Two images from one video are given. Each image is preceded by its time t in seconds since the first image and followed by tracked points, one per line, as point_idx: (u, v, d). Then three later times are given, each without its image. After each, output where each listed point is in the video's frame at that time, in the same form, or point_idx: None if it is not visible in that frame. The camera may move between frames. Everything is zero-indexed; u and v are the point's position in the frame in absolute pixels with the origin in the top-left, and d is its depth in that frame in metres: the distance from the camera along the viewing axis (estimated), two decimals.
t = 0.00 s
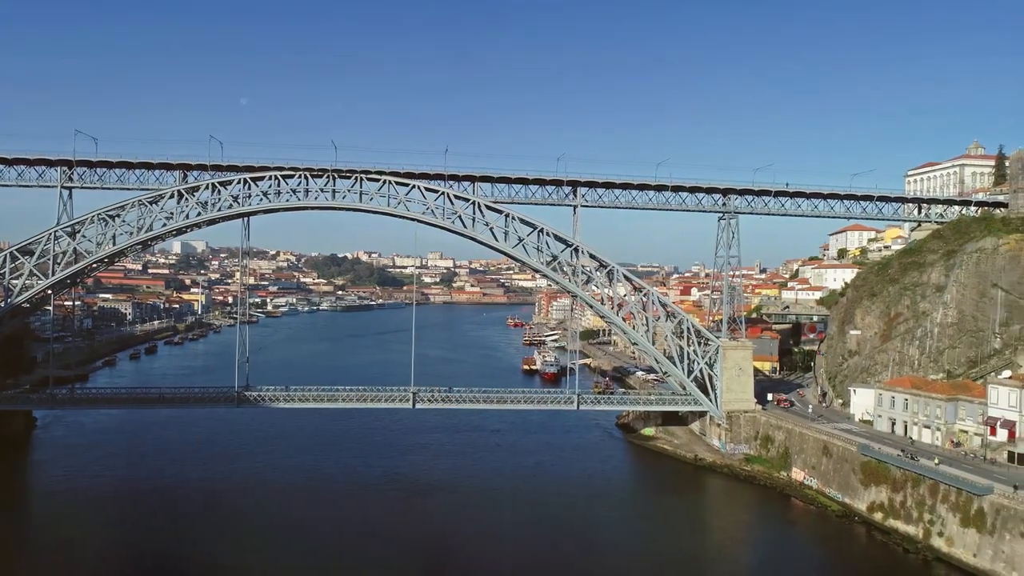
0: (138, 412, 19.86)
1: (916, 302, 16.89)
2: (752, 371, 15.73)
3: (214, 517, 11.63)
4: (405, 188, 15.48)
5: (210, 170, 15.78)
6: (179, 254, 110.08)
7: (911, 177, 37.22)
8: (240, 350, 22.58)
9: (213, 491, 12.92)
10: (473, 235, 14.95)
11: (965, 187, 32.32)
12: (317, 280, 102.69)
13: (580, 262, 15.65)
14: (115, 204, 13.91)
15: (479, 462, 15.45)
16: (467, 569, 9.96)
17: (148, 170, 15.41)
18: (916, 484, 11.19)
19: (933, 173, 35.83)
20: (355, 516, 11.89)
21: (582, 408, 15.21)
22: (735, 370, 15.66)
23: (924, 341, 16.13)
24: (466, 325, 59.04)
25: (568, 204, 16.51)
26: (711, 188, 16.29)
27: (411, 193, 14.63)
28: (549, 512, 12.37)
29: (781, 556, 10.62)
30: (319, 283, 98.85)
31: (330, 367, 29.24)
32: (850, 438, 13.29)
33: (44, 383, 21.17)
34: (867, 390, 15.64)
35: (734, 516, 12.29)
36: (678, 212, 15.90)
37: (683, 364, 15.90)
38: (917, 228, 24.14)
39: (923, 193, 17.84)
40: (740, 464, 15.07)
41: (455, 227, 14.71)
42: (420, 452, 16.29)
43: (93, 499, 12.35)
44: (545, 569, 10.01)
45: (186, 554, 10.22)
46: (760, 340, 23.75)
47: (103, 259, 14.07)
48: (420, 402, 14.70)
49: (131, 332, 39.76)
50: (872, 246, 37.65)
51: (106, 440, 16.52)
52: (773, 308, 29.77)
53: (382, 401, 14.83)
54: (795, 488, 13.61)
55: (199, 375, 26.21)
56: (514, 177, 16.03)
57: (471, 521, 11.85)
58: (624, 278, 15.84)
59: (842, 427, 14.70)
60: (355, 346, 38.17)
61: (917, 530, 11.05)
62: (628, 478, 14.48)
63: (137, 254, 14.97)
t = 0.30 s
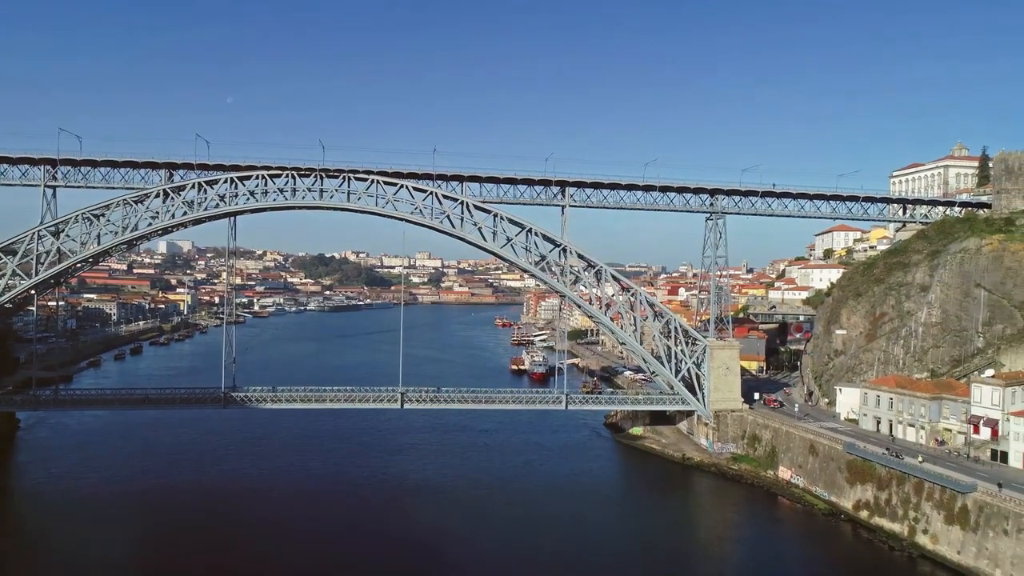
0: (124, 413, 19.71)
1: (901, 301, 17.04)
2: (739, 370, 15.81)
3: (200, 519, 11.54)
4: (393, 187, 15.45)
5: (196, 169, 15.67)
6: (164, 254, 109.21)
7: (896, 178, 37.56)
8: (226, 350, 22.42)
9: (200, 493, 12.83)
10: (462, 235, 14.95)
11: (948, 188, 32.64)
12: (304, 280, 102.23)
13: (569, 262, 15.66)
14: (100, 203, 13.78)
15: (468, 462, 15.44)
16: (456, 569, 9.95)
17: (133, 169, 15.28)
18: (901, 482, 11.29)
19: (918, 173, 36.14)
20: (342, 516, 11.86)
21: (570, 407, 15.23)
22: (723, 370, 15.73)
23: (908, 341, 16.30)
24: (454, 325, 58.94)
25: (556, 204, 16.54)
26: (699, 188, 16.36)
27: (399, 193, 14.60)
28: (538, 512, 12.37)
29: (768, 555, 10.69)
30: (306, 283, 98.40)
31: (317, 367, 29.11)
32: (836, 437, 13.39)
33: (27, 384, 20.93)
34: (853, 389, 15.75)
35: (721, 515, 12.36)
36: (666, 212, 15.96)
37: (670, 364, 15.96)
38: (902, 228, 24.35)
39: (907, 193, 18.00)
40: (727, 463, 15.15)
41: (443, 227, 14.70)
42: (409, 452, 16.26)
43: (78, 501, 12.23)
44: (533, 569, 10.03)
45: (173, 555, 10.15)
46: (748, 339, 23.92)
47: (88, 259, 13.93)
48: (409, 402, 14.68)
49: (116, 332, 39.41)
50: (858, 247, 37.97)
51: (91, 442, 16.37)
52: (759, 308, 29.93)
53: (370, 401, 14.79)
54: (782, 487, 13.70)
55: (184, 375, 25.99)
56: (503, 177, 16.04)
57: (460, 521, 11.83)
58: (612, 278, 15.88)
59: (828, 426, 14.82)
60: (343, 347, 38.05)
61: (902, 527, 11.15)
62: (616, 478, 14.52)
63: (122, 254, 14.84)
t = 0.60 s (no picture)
0: (109, 415, 19.54)
1: (886, 301, 17.16)
2: (726, 370, 15.90)
3: (187, 520, 11.47)
4: (382, 187, 15.42)
5: (182, 168, 15.57)
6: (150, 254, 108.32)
7: (881, 179, 37.86)
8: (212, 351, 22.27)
9: (187, 494, 12.74)
10: (450, 235, 14.94)
11: (933, 189, 32.95)
12: (291, 280, 101.74)
13: (557, 262, 15.68)
14: (85, 202, 13.65)
15: (456, 462, 15.42)
16: (445, 569, 9.93)
17: (118, 168, 15.15)
18: (886, 481, 11.39)
19: (903, 174, 36.46)
20: (330, 517, 11.81)
21: (558, 407, 15.24)
22: (710, 369, 15.81)
23: (894, 341, 16.44)
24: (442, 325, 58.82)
25: (544, 204, 16.56)
26: (687, 188, 16.44)
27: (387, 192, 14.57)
28: (526, 512, 12.38)
29: (754, 553, 10.75)
30: (294, 283, 97.93)
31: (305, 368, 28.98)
32: (822, 436, 13.49)
33: (10, 386, 20.70)
34: (839, 388, 15.85)
35: (709, 514, 12.41)
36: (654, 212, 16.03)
37: (658, 364, 16.01)
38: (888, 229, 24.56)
39: (893, 194, 18.15)
40: (715, 462, 15.21)
41: (432, 226, 14.68)
42: (397, 452, 16.22)
43: (62, 503, 12.11)
44: (522, 568, 10.04)
45: (158, 557, 10.06)
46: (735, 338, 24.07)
47: (72, 259, 13.80)
48: (397, 403, 14.65)
49: (101, 333, 39.06)
50: (843, 247, 38.25)
51: (75, 443, 16.21)
52: (747, 308, 30.08)
53: (358, 402, 14.74)
54: (769, 486, 13.77)
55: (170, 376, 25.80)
56: (491, 177, 16.04)
57: (449, 521, 11.82)
58: (600, 278, 15.92)
59: (814, 425, 14.92)
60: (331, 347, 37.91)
61: (887, 525, 11.24)
62: (604, 477, 14.54)
63: (106, 253, 14.71)
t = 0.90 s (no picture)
0: (94, 416, 19.37)
1: (872, 301, 17.30)
2: (714, 370, 15.99)
3: (173, 521, 11.40)
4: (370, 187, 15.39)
5: (168, 167, 15.47)
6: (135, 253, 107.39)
7: (867, 180, 38.17)
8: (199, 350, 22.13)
9: (173, 495, 12.65)
10: (439, 235, 14.94)
11: (918, 190, 33.25)
12: (279, 280, 101.23)
13: (546, 262, 15.69)
14: (69, 201, 13.52)
15: (445, 462, 15.39)
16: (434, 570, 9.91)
17: (103, 167, 15.02)
18: (872, 479, 11.49)
19: (888, 175, 36.76)
20: (318, 517, 11.76)
21: (547, 407, 15.25)
22: (698, 369, 15.89)
23: (879, 340, 16.57)
24: (431, 325, 58.69)
25: (533, 204, 16.58)
26: (674, 189, 16.51)
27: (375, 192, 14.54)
28: (515, 512, 12.37)
29: (741, 551, 10.82)
30: (281, 283, 97.43)
31: (292, 368, 28.81)
32: (809, 435, 13.59)
33: None
34: (826, 388, 15.95)
35: (697, 513, 12.45)
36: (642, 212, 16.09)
37: (647, 363, 16.06)
38: (874, 229, 24.76)
39: (878, 195, 18.31)
40: (702, 461, 15.28)
41: (420, 226, 14.67)
42: (385, 452, 16.18)
43: (47, 504, 12.00)
44: (510, 567, 10.05)
45: (145, 559, 9.98)
46: (723, 338, 24.18)
47: (57, 259, 13.67)
48: (385, 403, 14.61)
49: (86, 333, 38.71)
50: (830, 247, 38.51)
51: (60, 445, 16.06)
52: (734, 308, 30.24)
53: (346, 402, 14.69)
54: (756, 484, 13.84)
55: (156, 377, 25.60)
56: (480, 177, 16.05)
57: (437, 521, 11.82)
58: (589, 278, 15.95)
59: (801, 424, 15.01)
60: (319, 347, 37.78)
61: (873, 523, 11.33)
62: (592, 477, 14.57)
63: (91, 253, 14.59)
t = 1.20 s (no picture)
0: (79, 417, 19.21)
1: (858, 301, 17.44)
2: (701, 369, 16.08)
3: (160, 522, 11.31)
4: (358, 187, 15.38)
5: (154, 166, 15.38)
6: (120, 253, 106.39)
7: (852, 180, 38.48)
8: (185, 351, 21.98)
9: (160, 496, 12.56)
10: (427, 235, 14.95)
11: (903, 191, 33.58)
12: (266, 280, 100.68)
13: (534, 262, 15.71)
14: (53, 201, 13.39)
15: (433, 462, 15.36)
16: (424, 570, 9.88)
17: (88, 166, 14.89)
18: (858, 477, 11.59)
19: (874, 176, 37.06)
20: (307, 518, 11.72)
21: (536, 407, 15.26)
22: (686, 368, 15.98)
23: (865, 340, 16.71)
24: (419, 325, 58.56)
25: (521, 204, 16.61)
26: (662, 189, 16.59)
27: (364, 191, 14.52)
28: (504, 511, 12.37)
29: (729, 549, 10.87)
30: (269, 283, 96.91)
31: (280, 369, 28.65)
32: (795, 433, 13.68)
33: None
34: (812, 387, 16.06)
35: (684, 512, 12.50)
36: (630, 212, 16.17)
37: (635, 363, 16.11)
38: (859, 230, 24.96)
39: (864, 196, 18.47)
40: (690, 460, 15.34)
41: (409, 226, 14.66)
42: (374, 452, 16.14)
43: (31, 506, 11.88)
44: (500, 567, 10.06)
45: (131, 561, 9.89)
46: (710, 338, 24.31)
47: (41, 259, 13.54)
48: (373, 403, 14.57)
49: (70, 333, 38.32)
50: (816, 248, 38.80)
51: (44, 446, 15.89)
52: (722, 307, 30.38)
53: (334, 402, 14.64)
54: (743, 483, 13.91)
55: (141, 377, 25.38)
56: (468, 177, 16.06)
57: (425, 521, 11.81)
58: (577, 278, 15.99)
59: (788, 423, 15.11)
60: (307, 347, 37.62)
61: (859, 521, 11.42)
62: (581, 476, 14.59)
63: (76, 253, 14.46)
